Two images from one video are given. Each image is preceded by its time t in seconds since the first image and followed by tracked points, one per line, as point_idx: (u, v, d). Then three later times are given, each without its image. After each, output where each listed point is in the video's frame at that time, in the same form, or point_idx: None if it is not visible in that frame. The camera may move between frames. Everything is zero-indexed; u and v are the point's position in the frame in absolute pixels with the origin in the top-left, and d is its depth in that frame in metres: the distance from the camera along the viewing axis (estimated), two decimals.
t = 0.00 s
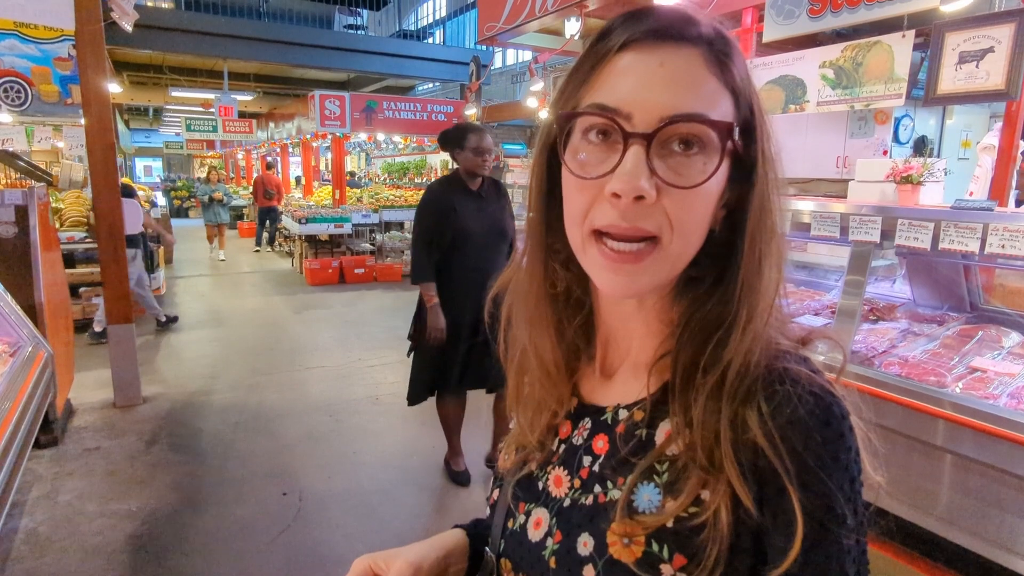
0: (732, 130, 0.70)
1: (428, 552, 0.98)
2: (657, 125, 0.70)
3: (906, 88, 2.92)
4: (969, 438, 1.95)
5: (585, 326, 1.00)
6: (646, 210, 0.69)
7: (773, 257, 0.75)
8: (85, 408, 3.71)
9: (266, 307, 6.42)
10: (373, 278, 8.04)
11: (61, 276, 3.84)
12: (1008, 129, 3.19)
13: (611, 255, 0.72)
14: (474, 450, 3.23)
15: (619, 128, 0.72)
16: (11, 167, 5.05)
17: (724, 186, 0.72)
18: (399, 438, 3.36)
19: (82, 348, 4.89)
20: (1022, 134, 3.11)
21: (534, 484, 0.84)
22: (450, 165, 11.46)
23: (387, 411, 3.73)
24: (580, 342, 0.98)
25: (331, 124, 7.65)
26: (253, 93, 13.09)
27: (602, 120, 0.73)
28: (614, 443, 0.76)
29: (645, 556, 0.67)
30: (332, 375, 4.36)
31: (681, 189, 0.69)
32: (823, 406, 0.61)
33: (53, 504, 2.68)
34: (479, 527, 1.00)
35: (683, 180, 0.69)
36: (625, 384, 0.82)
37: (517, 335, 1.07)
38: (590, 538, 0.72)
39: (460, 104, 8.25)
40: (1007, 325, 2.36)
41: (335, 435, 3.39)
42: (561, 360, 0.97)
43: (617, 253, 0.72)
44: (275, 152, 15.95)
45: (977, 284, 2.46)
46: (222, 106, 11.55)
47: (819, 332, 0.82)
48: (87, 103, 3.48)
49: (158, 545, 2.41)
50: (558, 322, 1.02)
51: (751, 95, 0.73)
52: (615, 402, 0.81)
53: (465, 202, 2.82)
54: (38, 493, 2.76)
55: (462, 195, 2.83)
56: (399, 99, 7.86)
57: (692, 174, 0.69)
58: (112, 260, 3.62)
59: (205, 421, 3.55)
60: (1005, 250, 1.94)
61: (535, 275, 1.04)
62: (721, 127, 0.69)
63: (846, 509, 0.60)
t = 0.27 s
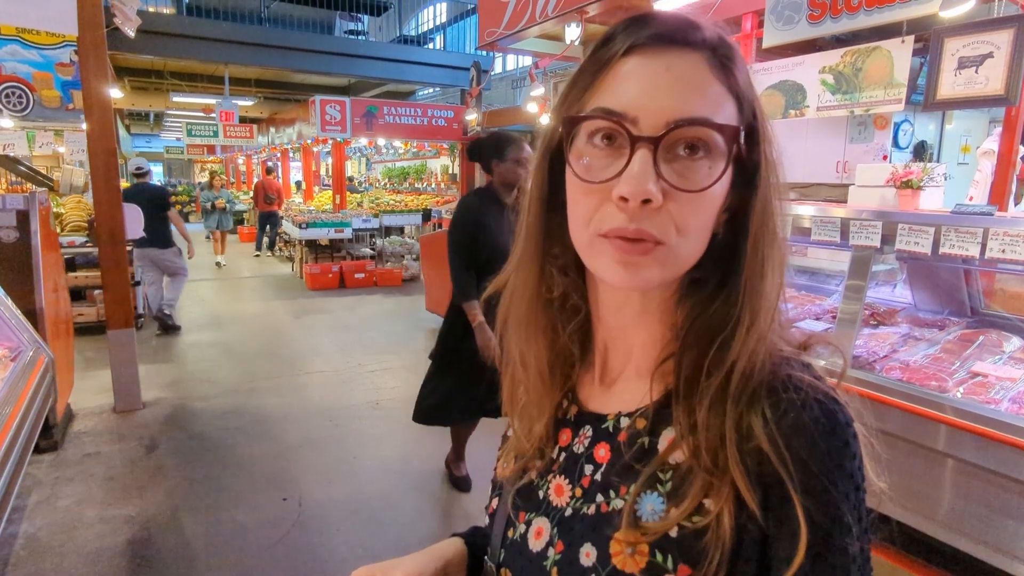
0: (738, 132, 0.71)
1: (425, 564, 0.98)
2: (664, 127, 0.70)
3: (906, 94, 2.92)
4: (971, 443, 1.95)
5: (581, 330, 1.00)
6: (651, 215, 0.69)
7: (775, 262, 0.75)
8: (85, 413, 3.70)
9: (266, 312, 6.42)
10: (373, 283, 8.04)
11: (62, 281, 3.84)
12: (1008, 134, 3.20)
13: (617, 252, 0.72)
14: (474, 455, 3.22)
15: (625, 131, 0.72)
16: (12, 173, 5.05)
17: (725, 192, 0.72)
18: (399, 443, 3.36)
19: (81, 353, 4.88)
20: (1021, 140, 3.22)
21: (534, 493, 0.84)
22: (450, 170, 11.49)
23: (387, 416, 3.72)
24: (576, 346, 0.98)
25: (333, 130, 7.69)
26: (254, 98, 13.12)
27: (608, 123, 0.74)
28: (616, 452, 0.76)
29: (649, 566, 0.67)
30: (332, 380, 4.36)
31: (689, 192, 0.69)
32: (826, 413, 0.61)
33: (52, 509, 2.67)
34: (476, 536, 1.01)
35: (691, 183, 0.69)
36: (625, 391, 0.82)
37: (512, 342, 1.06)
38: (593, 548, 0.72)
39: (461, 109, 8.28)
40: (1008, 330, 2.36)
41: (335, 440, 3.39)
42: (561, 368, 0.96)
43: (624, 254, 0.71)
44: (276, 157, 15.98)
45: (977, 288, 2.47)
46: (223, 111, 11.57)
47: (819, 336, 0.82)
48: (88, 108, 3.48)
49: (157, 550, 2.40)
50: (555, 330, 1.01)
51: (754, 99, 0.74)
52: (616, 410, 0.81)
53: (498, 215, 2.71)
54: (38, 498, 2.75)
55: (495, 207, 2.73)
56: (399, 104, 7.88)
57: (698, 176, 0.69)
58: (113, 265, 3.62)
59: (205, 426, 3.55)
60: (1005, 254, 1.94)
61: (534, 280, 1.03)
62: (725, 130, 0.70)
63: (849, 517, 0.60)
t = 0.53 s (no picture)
0: (731, 134, 0.70)
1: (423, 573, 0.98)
2: (653, 133, 0.70)
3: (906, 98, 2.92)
4: (973, 447, 1.94)
5: (579, 337, 1.00)
6: (643, 218, 0.70)
7: (768, 268, 0.75)
8: (84, 417, 3.70)
9: (267, 316, 6.42)
10: (374, 287, 8.04)
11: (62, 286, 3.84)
12: (1008, 138, 3.20)
13: (613, 260, 0.72)
14: (474, 460, 3.21)
15: (616, 136, 0.72)
16: (13, 177, 5.06)
17: (718, 197, 0.72)
18: (399, 448, 3.35)
19: (81, 358, 4.88)
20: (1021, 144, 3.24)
21: (535, 505, 0.84)
22: (450, 174, 11.50)
23: (387, 421, 3.71)
24: (574, 357, 0.98)
25: (333, 134, 7.62)
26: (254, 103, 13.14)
27: (597, 128, 0.74)
28: (614, 463, 0.76)
29: None
30: (332, 384, 4.36)
31: (684, 196, 0.69)
32: (817, 420, 0.60)
33: (52, 514, 2.66)
34: (478, 547, 1.01)
35: (686, 186, 0.69)
36: (624, 402, 0.82)
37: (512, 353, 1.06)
38: (591, 561, 0.72)
39: (461, 113, 8.30)
40: (1009, 334, 2.36)
41: (335, 445, 3.38)
42: (560, 378, 0.96)
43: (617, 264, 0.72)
44: (276, 161, 16.01)
45: (978, 293, 2.46)
46: (223, 115, 11.59)
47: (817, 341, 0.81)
48: (88, 113, 3.49)
49: (156, 555, 2.39)
50: (553, 340, 1.01)
51: (746, 103, 0.74)
52: (615, 421, 0.81)
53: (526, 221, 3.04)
54: (37, 503, 2.75)
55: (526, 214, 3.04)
56: (399, 109, 7.90)
57: (692, 182, 0.69)
58: (114, 269, 3.62)
59: (204, 431, 3.54)
60: (1006, 259, 1.95)
61: (530, 286, 1.03)
62: (718, 133, 0.70)
63: (843, 527, 0.59)
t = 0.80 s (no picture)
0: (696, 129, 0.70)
1: None
2: (616, 131, 0.70)
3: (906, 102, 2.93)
4: (974, 451, 1.94)
5: (563, 353, 1.00)
6: (615, 215, 0.69)
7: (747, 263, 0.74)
8: (84, 421, 3.69)
9: (267, 320, 6.41)
10: (374, 291, 8.03)
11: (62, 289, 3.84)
12: (1008, 142, 3.20)
13: (587, 259, 0.72)
14: (474, 464, 3.21)
15: (583, 139, 0.72)
16: (14, 181, 5.07)
17: (695, 192, 0.72)
18: (399, 452, 3.34)
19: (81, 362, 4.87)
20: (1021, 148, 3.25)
21: (537, 515, 0.84)
22: (450, 178, 11.52)
23: (386, 425, 3.71)
24: (557, 371, 0.97)
25: (333, 138, 7.69)
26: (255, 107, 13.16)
27: (567, 132, 0.74)
28: (611, 470, 0.76)
29: None
30: (331, 388, 4.35)
31: (650, 190, 0.68)
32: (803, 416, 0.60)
33: (51, 519, 2.66)
34: (483, 558, 1.01)
35: (652, 181, 0.69)
36: (618, 408, 0.82)
37: (502, 364, 1.05)
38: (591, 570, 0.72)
39: (461, 117, 8.32)
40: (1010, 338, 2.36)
41: (335, 449, 3.37)
42: (554, 385, 0.96)
43: (590, 266, 0.72)
44: (277, 165, 16.03)
45: (979, 297, 2.46)
46: (224, 119, 11.60)
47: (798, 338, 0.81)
48: (90, 117, 3.50)
49: (155, 560, 2.39)
50: (538, 352, 1.01)
51: (715, 102, 0.74)
52: (610, 428, 0.81)
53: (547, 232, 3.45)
54: (36, 508, 2.74)
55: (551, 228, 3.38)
56: (400, 113, 7.91)
57: (660, 177, 0.69)
58: (114, 273, 3.62)
59: (204, 435, 3.53)
60: (1007, 262, 1.94)
61: (509, 301, 1.04)
62: (685, 126, 0.69)
63: (839, 525, 0.58)
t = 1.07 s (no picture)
0: (697, 136, 0.69)
1: None
2: (618, 139, 0.71)
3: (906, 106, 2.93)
4: (976, 454, 1.93)
5: (578, 344, 1.01)
6: (620, 221, 0.69)
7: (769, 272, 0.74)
8: (85, 425, 3.68)
9: (267, 323, 6.41)
10: (374, 294, 8.03)
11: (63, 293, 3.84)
12: (1009, 145, 3.21)
13: (587, 263, 0.73)
14: (475, 467, 3.20)
15: (588, 146, 0.73)
16: (15, 184, 5.07)
17: (707, 199, 0.71)
18: (400, 455, 3.34)
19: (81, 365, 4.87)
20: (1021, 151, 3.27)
21: (546, 517, 0.84)
22: (450, 181, 11.54)
23: (387, 428, 3.70)
24: (575, 363, 0.98)
25: (334, 141, 7.71)
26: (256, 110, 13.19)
27: (575, 140, 0.76)
28: (625, 473, 0.75)
29: None
30: (332, 391, 4.35)
31: (648, 199, 0.68)
32: (833, 427, 0.61)
33: (51, 523, 2.65)
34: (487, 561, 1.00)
35: (648, 190, 0.69)
36: (632, 413, 0.82)
37: (517, 363, 1.07)
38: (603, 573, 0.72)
39: (462, 121, 8.33)
40: (1011, 341, 2.36)
41: (336, 452, 3.37)
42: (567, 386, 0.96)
43: (590, 270, 0.72)
44: (277, 169, 16.06)
45: (981, 300, 2.46)
46: (224, 123, 11.61)
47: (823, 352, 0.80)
48: (92, 120, 3.50)
49: (156, 564, 2.38)
50: (555, 352, 1.02)
51: (741, 109, 0.74)
52: (625, 432, 0.80)
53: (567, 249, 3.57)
54: (36, 512, 2.73)
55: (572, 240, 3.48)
56: (400, 116, 7.93)
57: (658, 187, 0.69)
58: (115, 276, 3.62)
59: (204, 439, 3.52)
60: (1010, 265, 1.94)
61: (529, 306, 1.07)
62: (686, 136, 0.68)
63: (860, 534, 0.59)
